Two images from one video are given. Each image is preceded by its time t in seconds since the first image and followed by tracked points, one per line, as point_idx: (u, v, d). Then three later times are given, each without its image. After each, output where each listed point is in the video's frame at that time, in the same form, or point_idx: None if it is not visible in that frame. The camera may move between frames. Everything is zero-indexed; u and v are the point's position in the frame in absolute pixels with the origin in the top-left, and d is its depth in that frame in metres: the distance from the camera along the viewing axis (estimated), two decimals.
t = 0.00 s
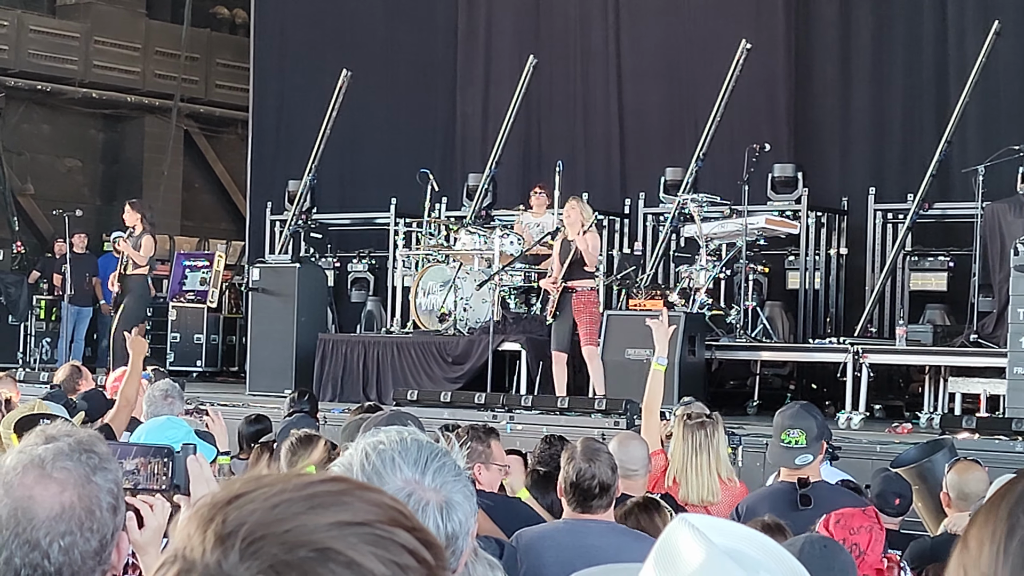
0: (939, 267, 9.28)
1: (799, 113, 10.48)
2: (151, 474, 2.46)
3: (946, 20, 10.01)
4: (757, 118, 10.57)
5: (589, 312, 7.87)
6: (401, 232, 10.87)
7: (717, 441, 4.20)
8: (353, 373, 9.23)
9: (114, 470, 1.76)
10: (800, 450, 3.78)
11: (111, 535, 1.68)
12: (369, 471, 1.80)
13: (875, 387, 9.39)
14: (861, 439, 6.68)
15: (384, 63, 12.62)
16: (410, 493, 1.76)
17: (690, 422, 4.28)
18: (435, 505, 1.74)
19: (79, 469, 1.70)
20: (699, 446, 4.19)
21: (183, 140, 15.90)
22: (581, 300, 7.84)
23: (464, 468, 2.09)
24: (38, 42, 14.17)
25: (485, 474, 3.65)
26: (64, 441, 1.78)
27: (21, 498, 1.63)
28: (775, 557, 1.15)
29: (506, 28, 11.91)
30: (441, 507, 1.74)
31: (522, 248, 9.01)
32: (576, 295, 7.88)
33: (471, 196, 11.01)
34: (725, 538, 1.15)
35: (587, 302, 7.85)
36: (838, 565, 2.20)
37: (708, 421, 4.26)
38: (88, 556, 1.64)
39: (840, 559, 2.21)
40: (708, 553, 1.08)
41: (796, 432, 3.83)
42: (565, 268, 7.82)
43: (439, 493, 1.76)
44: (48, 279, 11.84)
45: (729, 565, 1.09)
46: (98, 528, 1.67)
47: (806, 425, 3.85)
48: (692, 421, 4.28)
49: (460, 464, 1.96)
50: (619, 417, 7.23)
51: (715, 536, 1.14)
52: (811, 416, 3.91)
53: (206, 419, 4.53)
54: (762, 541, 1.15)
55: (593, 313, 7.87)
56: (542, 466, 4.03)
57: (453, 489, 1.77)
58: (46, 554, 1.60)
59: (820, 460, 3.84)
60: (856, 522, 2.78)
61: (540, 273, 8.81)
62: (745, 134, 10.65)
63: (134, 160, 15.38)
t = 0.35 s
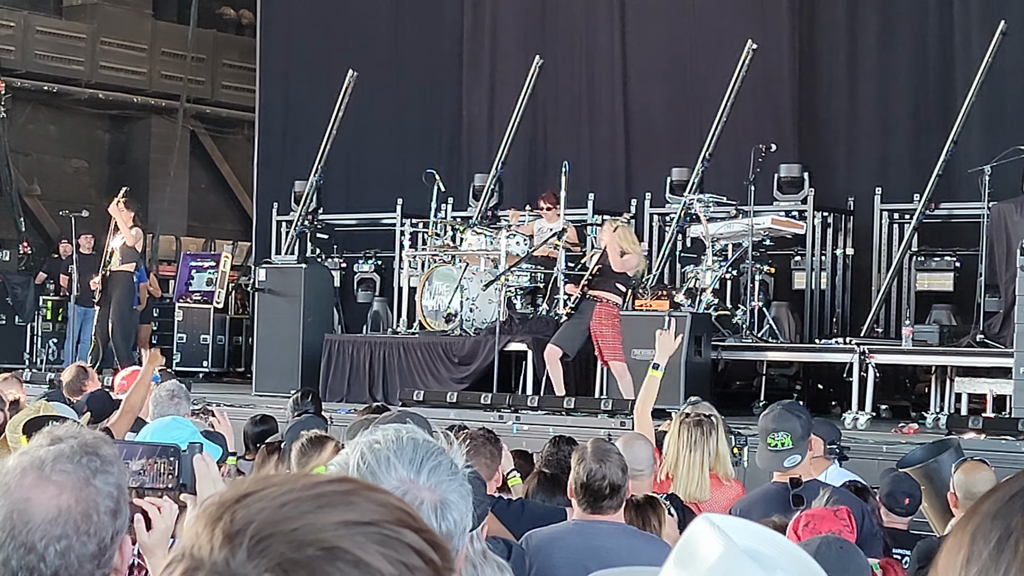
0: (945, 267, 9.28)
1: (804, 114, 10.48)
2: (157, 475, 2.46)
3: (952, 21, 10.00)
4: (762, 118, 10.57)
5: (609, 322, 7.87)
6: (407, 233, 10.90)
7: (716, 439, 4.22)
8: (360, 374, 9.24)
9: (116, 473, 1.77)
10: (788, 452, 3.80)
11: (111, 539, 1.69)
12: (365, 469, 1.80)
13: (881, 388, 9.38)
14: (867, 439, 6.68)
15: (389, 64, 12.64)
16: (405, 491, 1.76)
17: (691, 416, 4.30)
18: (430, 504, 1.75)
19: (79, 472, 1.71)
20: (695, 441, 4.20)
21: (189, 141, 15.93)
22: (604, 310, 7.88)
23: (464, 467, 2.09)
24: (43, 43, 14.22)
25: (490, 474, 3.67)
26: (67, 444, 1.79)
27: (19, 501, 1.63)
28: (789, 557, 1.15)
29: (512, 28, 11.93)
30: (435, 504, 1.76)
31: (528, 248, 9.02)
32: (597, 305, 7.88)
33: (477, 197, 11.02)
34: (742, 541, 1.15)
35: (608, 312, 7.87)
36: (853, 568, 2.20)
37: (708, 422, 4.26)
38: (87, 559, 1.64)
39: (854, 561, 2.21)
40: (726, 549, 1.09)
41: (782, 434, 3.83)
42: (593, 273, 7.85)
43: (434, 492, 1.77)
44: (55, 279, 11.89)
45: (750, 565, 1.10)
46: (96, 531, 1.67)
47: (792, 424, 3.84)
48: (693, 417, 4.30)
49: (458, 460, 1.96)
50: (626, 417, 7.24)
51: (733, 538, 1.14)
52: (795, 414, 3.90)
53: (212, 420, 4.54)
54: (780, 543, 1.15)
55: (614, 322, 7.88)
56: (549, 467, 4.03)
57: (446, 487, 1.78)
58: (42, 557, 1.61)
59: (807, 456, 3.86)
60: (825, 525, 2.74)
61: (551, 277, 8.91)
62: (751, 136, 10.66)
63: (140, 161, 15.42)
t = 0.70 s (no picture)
0: (951, 267, 9.30)
1: (808, 114, 10.48)
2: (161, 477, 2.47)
3: (957, 21, 9.99)
4: (766, 119, 10.58)
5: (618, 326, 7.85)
6: (412, 233, 10.92)
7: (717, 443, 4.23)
8: (366, 376, 9.25)
9: (118, 482, 1.77)
10: (777, 455, 3.76)
11: (110, 550, 1.68)
12: (367, 471, 1.81)
13: (887, 388, 9.38)
14: (873, 439, 6.68)
15: (394, 65, 12.65)
16: (405, 492, 1.77)
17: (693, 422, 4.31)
18: (430, 506, 1.76)
19: (79, 484, 1.71)
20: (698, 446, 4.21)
21: (195, 142, 15.95)
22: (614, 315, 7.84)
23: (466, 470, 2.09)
24: (49, 44, 14.24)
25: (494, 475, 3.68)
26: (68, 452, 1.79)
27: (18, 513, 1.62)
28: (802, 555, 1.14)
29: (517, 28, 11.95)
30: (435, 506, 1.76)
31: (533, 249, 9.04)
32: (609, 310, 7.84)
33: (483, 198, 11.03)
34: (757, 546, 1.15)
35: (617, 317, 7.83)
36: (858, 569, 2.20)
37: (708, 425, 4.27)
38: (85, 570, 1.63)
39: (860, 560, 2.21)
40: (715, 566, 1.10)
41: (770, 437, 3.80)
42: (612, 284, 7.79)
43: (436, 494, 1.77)
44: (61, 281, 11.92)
45: None
46: (94, 544, 1.66)
47: (780, 426, 3.80)
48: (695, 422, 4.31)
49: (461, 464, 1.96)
50: (631, 417, 7.24)
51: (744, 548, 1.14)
52: (782, 416, 3.86)
53: (218, 421, 4.55)
54: (816, 550, 1.15)
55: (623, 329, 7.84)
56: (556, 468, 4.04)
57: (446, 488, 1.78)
58: (40, 570, 1.59)
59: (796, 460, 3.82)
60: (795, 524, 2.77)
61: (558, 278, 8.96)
62: (756, 136, 10.66)
63: (146, 163, 15.45)
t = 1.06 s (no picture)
0: (953, 266, 9.24)
1: (810, 112, 10.47)
2: (163, 474, 2.48)
3: (959, 19, 9.97)
4: (768, 118, 10.57)
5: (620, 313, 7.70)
6: (414, 232, 10.92)
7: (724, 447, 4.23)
8: (369, 374, 9.24)
9: (119, 484, 1.77)
10: (770, 457, 3.72)
11: (111, 553, 1.68)
12: (364, 472, 1.81)
13: (890, 386, 9.38)
14: (876, 438, 6.68)
15: (395, 64, 12.65)
16: (406, 494, 1.77)
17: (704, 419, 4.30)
18: (431, 509, 1.76)
19: (80, 488, 1.70)
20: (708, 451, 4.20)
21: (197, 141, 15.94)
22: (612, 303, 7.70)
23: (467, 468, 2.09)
24: (51, 43, 14.25)
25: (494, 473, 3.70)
26: (70, 453, 1.78)
27: (18, 516, 1.62)
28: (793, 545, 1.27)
29: (517, 27, 11.94)
30: (438, 511, 1.76)
31: (535, 248, 9.03)
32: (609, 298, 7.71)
33: (485, 196, 11.03)
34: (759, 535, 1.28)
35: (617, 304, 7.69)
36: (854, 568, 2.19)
37: (722, 427, 4.26)
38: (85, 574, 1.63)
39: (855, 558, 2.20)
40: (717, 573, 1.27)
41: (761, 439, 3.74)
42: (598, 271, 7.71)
43: (436, 497, 1.78)
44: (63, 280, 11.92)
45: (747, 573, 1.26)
46: (95, 548, 1.66)
47: (774, 429, 3.74)
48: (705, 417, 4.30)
49: (460, 461, 1.96)
50: (634, 415, 7.24)
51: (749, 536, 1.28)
52: (773, 418, 3.80)
53: (220, 419, 4.54)
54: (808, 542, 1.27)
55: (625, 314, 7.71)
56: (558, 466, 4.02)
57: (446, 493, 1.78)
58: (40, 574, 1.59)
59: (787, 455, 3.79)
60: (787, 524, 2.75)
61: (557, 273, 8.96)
62: (758, 136, 10.65)
63: (148, 162, 15.46)
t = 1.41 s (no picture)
0: (953, 261, 9.24)
1: (809, 109, 10.46)
2: (168, 471, 2.48)
3: (958, 15, 9.96)
4: (768, 115, 10.56)
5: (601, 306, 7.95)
6: (414, 229, 10.92)
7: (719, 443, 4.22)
8: (370, 370, 9.24)
9: (124, 479, 1.76)
10: (777, 457, 3.73)
11: (118, 548, 1.67)
12: (373, 465, 1.80)
13: (890, 382, 9.38)
14: (876, 434, 6.68)
15: (394, 61, 12.63)
16: (413, 488, 1.76)
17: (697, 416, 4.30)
18: (438, 503, 1.75)
19: (86, 482, 1.69)
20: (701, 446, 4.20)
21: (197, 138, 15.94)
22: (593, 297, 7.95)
23: (472, 465, 2.09)
24: (51, 40, 14.24)
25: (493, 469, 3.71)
26: (75, 448, 1.77)
27: (23, 513, 1.63)
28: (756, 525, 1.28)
29: (516, 24, 11.93)
30: (445, 506, 1.75)
31: (536, 244, 9.01)
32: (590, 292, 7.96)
33: (484, 193, 11.02)
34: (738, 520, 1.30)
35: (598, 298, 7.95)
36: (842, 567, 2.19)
37: (716, 422, 4.25)
38: (91, 569, 1.63)
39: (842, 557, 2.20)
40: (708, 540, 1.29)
41: (768, 439, 3.76)
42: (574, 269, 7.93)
43: (443, 491, 1.77)
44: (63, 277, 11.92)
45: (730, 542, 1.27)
46: (101, 542, 1.65)
47: (780, 427, 3.74)
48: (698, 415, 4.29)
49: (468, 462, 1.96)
50: (634, 412, 7.23)
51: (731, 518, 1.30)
52: (780, 416, 3.79)
53: (220, 415, 4.55)
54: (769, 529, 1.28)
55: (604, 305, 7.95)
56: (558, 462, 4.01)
57: (455, 487, 1.78)
58: (47, 569, 1.60)
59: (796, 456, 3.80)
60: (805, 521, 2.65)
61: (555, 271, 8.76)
62: (758, 132, 10.63)
63: (148, 159, 15.46)
